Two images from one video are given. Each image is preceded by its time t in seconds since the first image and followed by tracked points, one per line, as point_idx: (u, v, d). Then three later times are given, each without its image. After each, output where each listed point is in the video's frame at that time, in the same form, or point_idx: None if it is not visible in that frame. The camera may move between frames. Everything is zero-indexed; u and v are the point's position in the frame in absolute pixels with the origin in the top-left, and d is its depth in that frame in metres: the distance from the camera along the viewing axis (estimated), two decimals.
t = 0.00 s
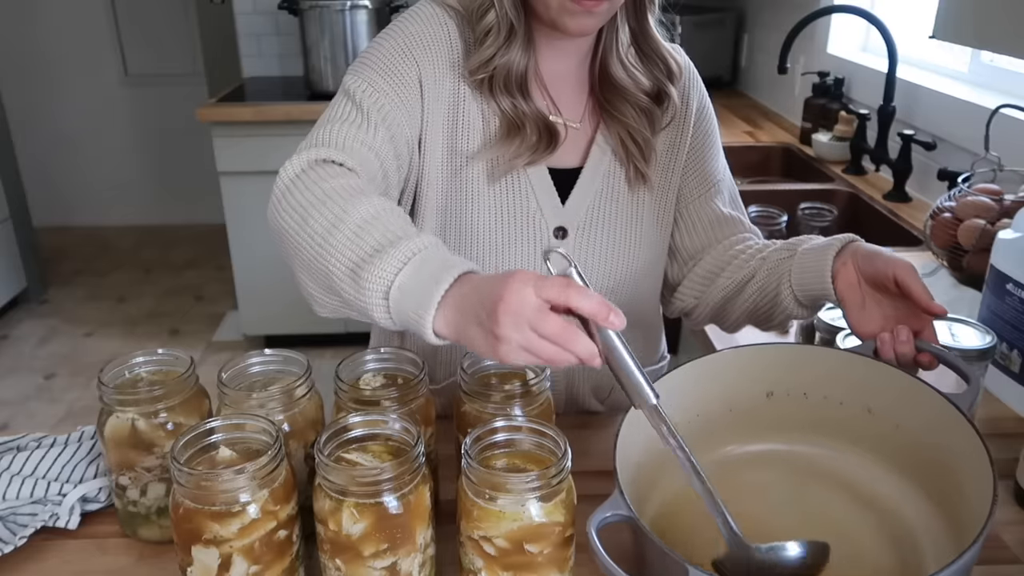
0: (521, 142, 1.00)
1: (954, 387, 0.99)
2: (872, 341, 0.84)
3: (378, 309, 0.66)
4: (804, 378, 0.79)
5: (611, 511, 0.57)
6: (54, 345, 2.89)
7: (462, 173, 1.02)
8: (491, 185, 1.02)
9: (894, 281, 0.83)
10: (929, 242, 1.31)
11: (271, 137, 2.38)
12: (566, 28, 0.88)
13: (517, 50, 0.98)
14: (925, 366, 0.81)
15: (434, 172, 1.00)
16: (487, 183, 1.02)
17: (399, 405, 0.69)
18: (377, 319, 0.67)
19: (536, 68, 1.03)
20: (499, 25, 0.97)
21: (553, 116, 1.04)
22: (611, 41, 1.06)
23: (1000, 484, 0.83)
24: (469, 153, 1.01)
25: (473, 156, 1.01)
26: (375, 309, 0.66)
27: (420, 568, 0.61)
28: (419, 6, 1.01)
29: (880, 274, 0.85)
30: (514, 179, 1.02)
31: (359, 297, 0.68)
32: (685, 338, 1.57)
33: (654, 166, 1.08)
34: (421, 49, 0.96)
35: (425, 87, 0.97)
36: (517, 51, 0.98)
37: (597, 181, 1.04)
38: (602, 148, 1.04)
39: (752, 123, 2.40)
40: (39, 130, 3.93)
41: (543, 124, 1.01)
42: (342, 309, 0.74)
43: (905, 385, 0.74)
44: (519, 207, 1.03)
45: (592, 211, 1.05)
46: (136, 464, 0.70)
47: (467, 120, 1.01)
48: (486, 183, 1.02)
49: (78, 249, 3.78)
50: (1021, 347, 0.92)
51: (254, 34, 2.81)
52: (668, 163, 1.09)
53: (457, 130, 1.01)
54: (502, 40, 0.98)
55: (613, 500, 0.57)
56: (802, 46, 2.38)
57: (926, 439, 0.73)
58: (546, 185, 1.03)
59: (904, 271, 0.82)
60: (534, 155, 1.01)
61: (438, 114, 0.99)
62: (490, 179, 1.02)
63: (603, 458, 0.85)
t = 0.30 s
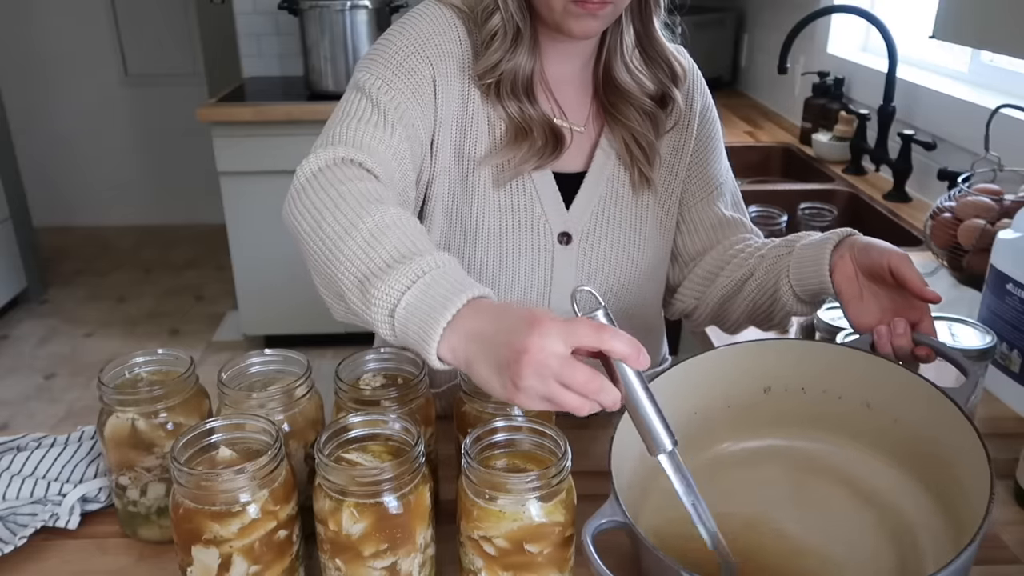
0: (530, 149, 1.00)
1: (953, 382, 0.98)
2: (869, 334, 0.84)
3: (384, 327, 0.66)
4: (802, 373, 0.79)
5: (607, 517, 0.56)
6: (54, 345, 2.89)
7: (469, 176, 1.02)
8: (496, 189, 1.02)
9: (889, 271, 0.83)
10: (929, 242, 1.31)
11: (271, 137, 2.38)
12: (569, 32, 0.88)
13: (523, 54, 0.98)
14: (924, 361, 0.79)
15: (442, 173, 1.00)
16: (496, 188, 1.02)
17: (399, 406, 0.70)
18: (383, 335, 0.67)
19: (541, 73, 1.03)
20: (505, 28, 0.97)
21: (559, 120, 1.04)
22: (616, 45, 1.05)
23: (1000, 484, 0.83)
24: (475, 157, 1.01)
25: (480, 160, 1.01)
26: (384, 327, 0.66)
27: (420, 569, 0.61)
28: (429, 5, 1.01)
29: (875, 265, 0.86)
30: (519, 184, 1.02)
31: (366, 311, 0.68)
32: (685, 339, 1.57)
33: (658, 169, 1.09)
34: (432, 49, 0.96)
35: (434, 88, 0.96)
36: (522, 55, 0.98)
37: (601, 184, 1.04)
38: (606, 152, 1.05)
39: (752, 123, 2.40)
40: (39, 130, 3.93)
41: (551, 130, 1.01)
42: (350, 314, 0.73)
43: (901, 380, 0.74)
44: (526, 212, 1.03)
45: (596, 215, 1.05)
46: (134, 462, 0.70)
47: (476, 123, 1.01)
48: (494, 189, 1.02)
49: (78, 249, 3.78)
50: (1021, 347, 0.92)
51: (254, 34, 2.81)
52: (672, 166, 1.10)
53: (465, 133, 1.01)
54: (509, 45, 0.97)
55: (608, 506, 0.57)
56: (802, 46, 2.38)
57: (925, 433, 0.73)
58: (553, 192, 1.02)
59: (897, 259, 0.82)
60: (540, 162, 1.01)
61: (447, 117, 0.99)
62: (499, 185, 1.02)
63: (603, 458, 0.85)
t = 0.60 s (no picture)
0: (527, 150, 1.00)
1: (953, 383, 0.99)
2: (867, 337, 0.84)
3: (367, 333, 0.66)
4: (800, 375, 0.79)
5: (611, 513, 0.57)
6: (54, 345, 2.89)
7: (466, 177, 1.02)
8: (495, 190, 1.02)
9: (887, 273, 0.83)
10: (929, 242, 1.31)
11: (271, 137, 2.38)
12: (568, 34, 0.88)
13: (521, 54, 0.98)
14: (922, 363, 0.79)
15: (438, 174, 1.00)
16: (493, 190, 1.02)
17: (399, 406, 0.70)
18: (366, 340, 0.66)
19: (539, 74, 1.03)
20: (503, 30, 0.97)
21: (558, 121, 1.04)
22: (615, 46, 1.05)
23: (1000, 484, 0.83)
24: (473, 157, 1.01)
25: (478, 161, 1.01)
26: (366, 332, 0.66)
27: (419, 569, 0.61)
28: (426, 6, 1.01)
29: (874, 268, 0.85)
30: (518, 184, 1.02)
31: (351, 317, 0.68)
32: (685, 339, 1.56)
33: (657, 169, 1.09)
34: (427, 50, 0.96)
35: (429, 90, 0.96)
36: (520, 56, 0.98)
37: (600, 185, 1.04)
38: (606, 152, 1.05)
39: (752, 123, 2.40)
40: (39, 130, 3.92)
41: (549, 131, 1.01)
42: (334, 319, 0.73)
43: (899, 382, 0.74)
44: (525, 213, 1.03)
45: (596, 215, 1.05)
46: (134, 462, 0.70)
47: (472, 124, 1.00)
48: (491, 190, 1.02)
49: (77, 249, 3.78)
50: (1021, 347, 0.92)
51: (254, 34, 2.81)
52: (671, 166, 1.10)
53: (462, 134, 1.01)
54: (507, 46, 0.97)
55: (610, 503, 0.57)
56: (802, 46, 2.37)
57: (924, 434, 0.73)
58: (551, 192, 1.02)
59: (896, 261, 0.82)
60: (539, 163, 1.01)
61: (443, 118, 0.99)
62: (496, 187, 1.02)
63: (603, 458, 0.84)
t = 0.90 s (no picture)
0: (525, 147, 1.00)
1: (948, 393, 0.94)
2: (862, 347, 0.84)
3: (373, 326, 0.67)
4: (796, 382, 0.79)
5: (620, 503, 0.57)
6: (54, 345, 2.89)
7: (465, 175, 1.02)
8: (495, 187, 1.02)
9: (883, 286, 0.83)
10: (929, 242, 1.31)
11: (271, 137, 2.38)
12: (563, 32, 0.88)
13: (519, 52, 0.99)
14: (915, 373, 0.80)
15: (437, 173, 1.00)
16: (492, 187, 1.02)
17: (399, 407, 0.70)
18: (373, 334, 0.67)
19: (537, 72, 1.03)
20: (500, 28, 0.97)
21: (558, 119, 1.04)
22: (613, 44, 1.06)
23: (1000, 484, 0.83)
24: (473, 155, 1.01)
25: (477, 158, 1.01)
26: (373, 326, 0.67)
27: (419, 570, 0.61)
28: (423, 6, 1.01)
29: (869, 280, 0.85)
30: (518, 182, 1.02)
31: (357, 314, 0.68)
32: (685, 338, 1.56)
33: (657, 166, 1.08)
34: (423, 49, 0.96)
35: (427, 90, 0.96)
36: (517, 54, 0.99)
37: (599, 181, 1.04)
38: (605, 149, 1.04)
39: (752, 123, 2.41)
40: (39, 130, 3.92)
41: (548, 128, 1.01)
42: (340, 317, 0.74)
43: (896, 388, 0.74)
44: (524, 210, 1.03)
45: (596, 211, 1.05)
46: (134, 463, 0.70)
47: (471, 122, 1.01)
48: (490, 187, 1.02)
49: (77, 249, 3.78)
50: (1021, 347, 0.92)
51: (254, 34, 2.81)
52: (671, 164, 1.09)
53: (461, 132, 1.01)
54: (504, 43, 0.98)
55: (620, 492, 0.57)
56: (802, 46, 2.37)
57: (918, 441, 0.74)
58: (551, 189, 1.02)
59: (891, 274, 0.82)
60: (538, 160, 1.01)
61: (441, 116, 0.99)
62: (495, 184, 1.02)
63: (603, 458, 0.84)
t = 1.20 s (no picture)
0: (527, 144, 1.00)
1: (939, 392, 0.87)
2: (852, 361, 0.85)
3: (386, 308, 0.69)
4: (787, 392, 0.80)
5: (629, 494, 0.57)
6: (54, 345, 2.89)
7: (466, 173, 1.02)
8: (496, 184, 1.02)
9: (875, 302, 0.84)
10: (929, 242, 1.31)
11: (271, 137, 2.38)
12: (567, 31, 0.88)
13: (520, 49, 0.99)
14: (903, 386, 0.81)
15: (437, 172, 1.00)
16: (493, 182, 1.02)
17: (399, 407, 0.70)
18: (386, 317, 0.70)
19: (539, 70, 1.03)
20: (504, 24, 0.97)
21: (560, 115, 1.04)
22: (615, 43, 1.06)
23: (999, 483, 0.83)
24: (473, 152, 1.01)
25: (477, 156, 1.01)
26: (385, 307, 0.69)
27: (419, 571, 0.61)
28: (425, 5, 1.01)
29: (862, 293, 0.86)
30: (518, 178, 1.02)
31: (365, 300, 0.71)
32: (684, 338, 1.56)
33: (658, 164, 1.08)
34: (423, 48, 0.96)
35: (426, 90, 0.96)
36: (519, 51, 0.99)
37: (600, 178, 1.04)
38: (607, 146, 1.04)
39: (752, 123, 2.41)
40: (38, 130, 3.92)
41: (549, 124, 1.01)
42: (350, 312, 0.75)
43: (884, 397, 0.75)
44: (525, 207, 1.03)
45: (597, 207, 1.05)
46: (133, 464, 0.70)
47: (472, 120, 1.01)
48: (491, 184, 1.02)
49: (77, 249, 3.78)
50: (1022, 346, 0.92)
51: (254, 34, 2.81)
52: (672, 162, 1.09)
53: (461, 130, 1.01)
54: (507, 40, 0.98)
55: (629, 483, 0.58)
56: (802, 46, 2.37)
57: (908, 450, 0.75)
58: (552, 185, 1.02)
59: (884, 291, 0.83)
60: (539, 157, 1.01)
61: (441, 114, 0.99)
62: (497, 181, 1.02)
63: (603, 458, 0.84)
